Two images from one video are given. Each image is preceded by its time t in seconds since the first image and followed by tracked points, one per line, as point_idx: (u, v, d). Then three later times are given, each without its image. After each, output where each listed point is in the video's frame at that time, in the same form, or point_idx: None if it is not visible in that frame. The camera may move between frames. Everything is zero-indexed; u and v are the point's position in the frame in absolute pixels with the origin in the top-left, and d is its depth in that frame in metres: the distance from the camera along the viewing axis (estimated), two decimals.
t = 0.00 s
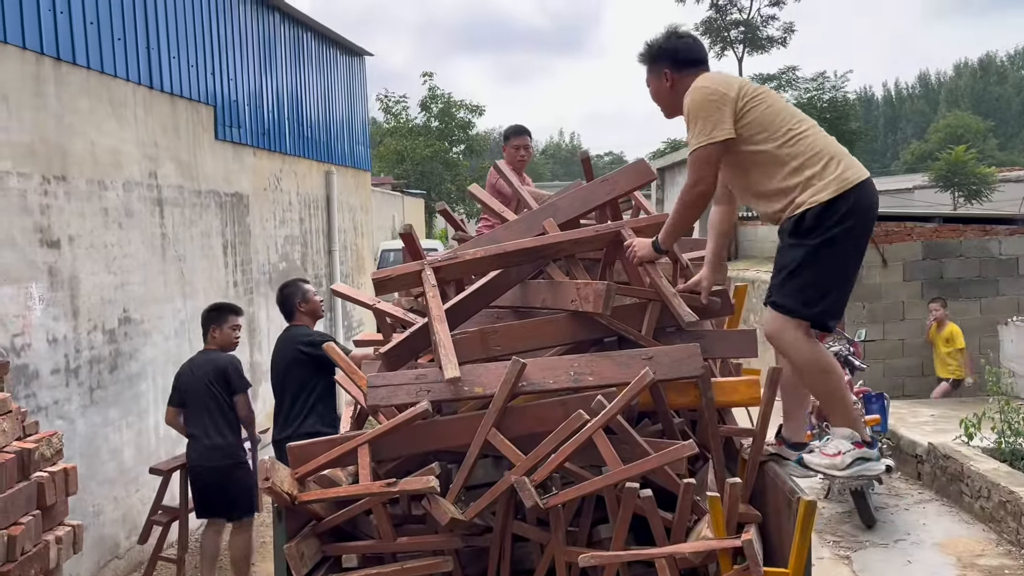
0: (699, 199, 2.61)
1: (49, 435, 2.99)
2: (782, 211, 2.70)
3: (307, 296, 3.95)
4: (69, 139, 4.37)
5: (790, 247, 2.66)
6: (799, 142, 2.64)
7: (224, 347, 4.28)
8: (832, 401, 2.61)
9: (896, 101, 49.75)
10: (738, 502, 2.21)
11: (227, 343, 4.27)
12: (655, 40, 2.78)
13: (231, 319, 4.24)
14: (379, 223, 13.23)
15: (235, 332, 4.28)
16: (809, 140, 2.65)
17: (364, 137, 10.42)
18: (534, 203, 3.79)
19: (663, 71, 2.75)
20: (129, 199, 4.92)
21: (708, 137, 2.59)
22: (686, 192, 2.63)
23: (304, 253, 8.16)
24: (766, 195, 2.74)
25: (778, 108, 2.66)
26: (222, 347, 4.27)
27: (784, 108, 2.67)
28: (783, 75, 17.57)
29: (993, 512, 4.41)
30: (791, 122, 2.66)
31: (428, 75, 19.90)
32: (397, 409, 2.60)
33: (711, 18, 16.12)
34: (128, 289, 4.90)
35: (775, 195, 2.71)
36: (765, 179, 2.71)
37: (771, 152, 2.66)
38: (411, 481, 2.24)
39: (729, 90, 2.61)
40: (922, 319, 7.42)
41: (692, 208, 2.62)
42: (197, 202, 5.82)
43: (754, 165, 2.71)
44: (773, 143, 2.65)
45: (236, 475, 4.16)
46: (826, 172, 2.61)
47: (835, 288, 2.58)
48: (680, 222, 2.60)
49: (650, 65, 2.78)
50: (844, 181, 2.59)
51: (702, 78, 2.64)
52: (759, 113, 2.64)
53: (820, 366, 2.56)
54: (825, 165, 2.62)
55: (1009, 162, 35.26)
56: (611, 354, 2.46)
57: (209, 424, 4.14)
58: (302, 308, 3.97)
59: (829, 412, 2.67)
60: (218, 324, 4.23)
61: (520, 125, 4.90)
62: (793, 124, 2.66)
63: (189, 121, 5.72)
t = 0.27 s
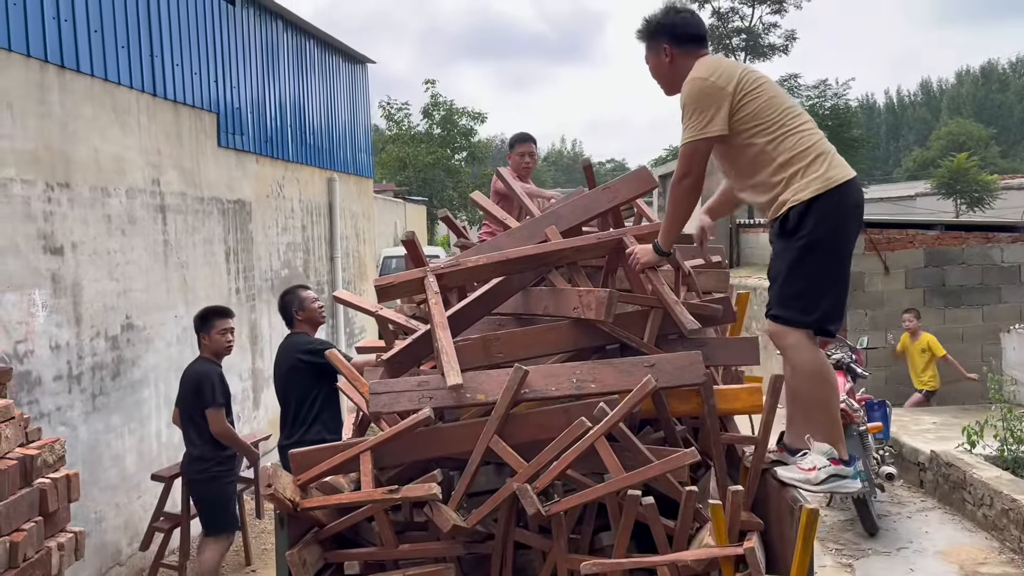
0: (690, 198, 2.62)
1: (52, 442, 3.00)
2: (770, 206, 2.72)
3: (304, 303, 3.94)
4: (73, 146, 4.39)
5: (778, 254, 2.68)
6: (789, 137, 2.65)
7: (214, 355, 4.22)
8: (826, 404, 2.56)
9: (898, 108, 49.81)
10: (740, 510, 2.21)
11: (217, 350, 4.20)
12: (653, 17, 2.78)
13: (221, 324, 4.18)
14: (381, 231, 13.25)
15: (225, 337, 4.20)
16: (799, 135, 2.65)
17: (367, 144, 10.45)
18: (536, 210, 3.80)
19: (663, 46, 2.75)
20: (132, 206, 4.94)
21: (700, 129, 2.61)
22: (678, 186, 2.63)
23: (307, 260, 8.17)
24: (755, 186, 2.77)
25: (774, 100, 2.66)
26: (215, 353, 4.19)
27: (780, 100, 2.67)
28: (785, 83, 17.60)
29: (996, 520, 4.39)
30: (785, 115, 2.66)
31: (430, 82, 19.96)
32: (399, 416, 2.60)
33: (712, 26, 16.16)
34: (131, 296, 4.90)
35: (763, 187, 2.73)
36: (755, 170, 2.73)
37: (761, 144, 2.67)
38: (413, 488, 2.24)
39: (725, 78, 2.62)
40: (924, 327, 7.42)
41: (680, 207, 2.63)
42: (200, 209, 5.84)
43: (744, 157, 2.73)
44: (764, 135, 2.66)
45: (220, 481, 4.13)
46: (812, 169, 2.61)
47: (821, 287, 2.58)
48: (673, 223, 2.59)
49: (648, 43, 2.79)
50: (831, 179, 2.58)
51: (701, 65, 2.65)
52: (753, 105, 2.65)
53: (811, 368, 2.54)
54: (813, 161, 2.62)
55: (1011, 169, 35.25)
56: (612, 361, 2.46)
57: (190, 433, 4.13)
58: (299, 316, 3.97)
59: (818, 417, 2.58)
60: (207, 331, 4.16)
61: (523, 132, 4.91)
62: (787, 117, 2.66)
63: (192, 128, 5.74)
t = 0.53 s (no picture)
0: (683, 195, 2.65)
1: (54, 448, 3.01)
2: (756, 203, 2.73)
3: (300, 313, 3.82)
4: (76, 153, 4.41)
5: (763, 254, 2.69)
6: (779, 137, 2.66)
7: (201, 369, 3.70)
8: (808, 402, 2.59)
9: (898, 116, 49.91)
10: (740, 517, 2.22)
11: (202, 364, 3.69)
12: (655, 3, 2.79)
13: (202, 336, 3.67)
14: (382, 237, 13.28)
15: (208, 351, 3.69)
16: (790, 136, 2.67)
17: (368, 151, 10.48)
18: (537, 217, 3.81)
19: (664, 33, 2.77)
20: (134, 213, 4.96)
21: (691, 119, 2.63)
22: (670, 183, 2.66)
23: (307, 266, 8.18)
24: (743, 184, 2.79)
25: (769, 99, 2.67)
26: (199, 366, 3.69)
27: (775, 99, 2.68)
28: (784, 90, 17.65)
29: (996, 527, 4.39)
30: (778, 115, 2.67)
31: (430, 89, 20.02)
32: (400, 423, 2.61)
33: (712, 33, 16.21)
34: (132, 302, 4.92)
35: (750, 185, 2.75)
36: (744, 166, 2.74)
37: (752, 142, 2.69)
38: (414, 495, 2.25)
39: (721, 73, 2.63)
40: (924, 334, 7.43)
41: (676, 204, 2.64)
42: (201, 216, 5.85)
43: (734, 154, 2.74)
44: (756, 133, 2.67)
45: (213, 502, 3.63)
46: (799, 171, 2.63)
47: (806, 288, 2.58)
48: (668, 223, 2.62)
49: (649, 29, 2.80)
50: (818, 181, 2.59)
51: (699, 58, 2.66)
52: (747, 101, 2.66)
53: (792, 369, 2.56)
54: (801, 163, 2.63)
55: (1011, 176, 35.29)
56: (612, 368, 2.48)
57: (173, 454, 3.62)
58: (296, 326, 3.85)
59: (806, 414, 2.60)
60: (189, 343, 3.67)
61: (523, 140, 4.93)
62: (779, 117, 2.67)
63: (193, 136, 5.76)
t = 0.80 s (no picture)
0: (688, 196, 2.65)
1: (54, 455, 3.00)
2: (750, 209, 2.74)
3: (297, 322, 3.72)
4: (76, 160, 4.41)
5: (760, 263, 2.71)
6: (775, 145, 2.65)
7: (188, 383, 3.53)
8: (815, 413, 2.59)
9: (895, 123, 50.06)
10: (743, 523, 2.22)
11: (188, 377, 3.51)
12: (652, 8, 2.81)
13: (187, 348, 3.49)
14: (381, 243, 13.29)
15: (190, 362, 3.50)
16: (785, 144, 2.65)
17: (367, 157, 10.49)
18: (538, 225, 3.81)
19: (662, 36, 2.78)
20: (134, 220, 4.96)
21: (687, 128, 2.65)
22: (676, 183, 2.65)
23: (307, 273, 8.18)
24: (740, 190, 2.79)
25: (768, 104, 2.66)
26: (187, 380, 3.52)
27: (774, 105, 2.67)
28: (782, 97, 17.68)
29: (997, 534, 4.39)
30: (776, 121, 2.66)
31: (429, 96, 20.08)
32: (402, 430, 2.61)
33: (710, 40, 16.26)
34: (132, 309, 4.91)
35: (746, 192, 2.76)
36: (741, 172, 2.75)
37: (748, 149, 2.69)
38: (417, 502, 2.25)
39: (718, 79, 2.64)
40: (924, 341, 7.43)
41: (682, 205, 2.65)
42: (201, 223, 5.85)
43: (731, 161, 2.75)
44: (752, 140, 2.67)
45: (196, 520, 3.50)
46: (793, 180, 2.62)
47: (800, 297, 2.58)
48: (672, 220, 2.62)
49: (647, 35, 2.83)
50: (812, 191, 2.58)
51: (697, 63, 2.67)
52: (744, 107, 2.66)
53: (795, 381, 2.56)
54: (796, 172, 2.62)
55: (1008, 183, 35.39)
56: (615, 376, 2.48)
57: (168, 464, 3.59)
58: (295, 334, 3.75)
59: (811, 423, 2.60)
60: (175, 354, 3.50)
61: (524, 148, 4.94)
62: (777, 124, 2.66)
63: (194, 142, 5.76)
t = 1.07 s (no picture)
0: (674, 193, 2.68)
1: (49, 464, 2.99)
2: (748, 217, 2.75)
3: (292, 331, 3.57)
4: (73, 167, 4.41)
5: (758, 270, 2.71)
6: (771, 152, 2.65)
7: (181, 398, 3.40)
8: (816, 418, 2.58)
9: (892, 129, 50.17)
10: (741, 533, 2.21)
11: (179, 391, 3.38)
12: (647, 17, 2.85)
13: (176, 362, 3.35)
14: (378, 249, 13.28)
15: (182, 376, 3.36)
16: (783, 151, 2.64)
17: (364, 163, 10.49)
18: (535, 232, 3.81)
19: (659, 47, 2.82)
20: (130, 227, 4.95)
21: (682, 137, 2.67)
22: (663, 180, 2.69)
23: (304, 279, 8.17)
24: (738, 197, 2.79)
25: (765, 111, 2.66)
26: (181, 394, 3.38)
27: (772, 111, 2.66)
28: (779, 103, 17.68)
29: (995, 542, 4.38)
30: (774, 128, 2.65)
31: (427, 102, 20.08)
32: (398, 439, 2.60)
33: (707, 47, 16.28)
34: (128, 316, 4.90)
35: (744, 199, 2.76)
36: (739, 178, 2.75)
37: (745, 156, 2.69)
38: (412, 512, 2.24)
39: (714, 85, 2.65)
40: (921, 347, 7.44)
41: (667, 202, 2.68)
42: (198, 229, 5.84)
43: (729, 167, 2.75)
44: (749, 147, 2.67)
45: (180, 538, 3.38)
46: (789, 188, 2.61)
47: (795, 305, 2.58)
48: (654, 214, 2.67)
49: (644, 46, 2.86)
50: (807, 200, 2.58)
51: (694, 69, 2.69)
52: (741, 114, 2.66)
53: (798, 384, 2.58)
54: (792, 180, 2.62)
55: (1005, 189, 35.47)
56: (612, 384, 2.47)
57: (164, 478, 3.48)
58: (290, 342, 3.60)
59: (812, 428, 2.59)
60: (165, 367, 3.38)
61: (522, 155, 4.94)
62: (774, 131, 2.65)
63: (191, 149, 5.76)
